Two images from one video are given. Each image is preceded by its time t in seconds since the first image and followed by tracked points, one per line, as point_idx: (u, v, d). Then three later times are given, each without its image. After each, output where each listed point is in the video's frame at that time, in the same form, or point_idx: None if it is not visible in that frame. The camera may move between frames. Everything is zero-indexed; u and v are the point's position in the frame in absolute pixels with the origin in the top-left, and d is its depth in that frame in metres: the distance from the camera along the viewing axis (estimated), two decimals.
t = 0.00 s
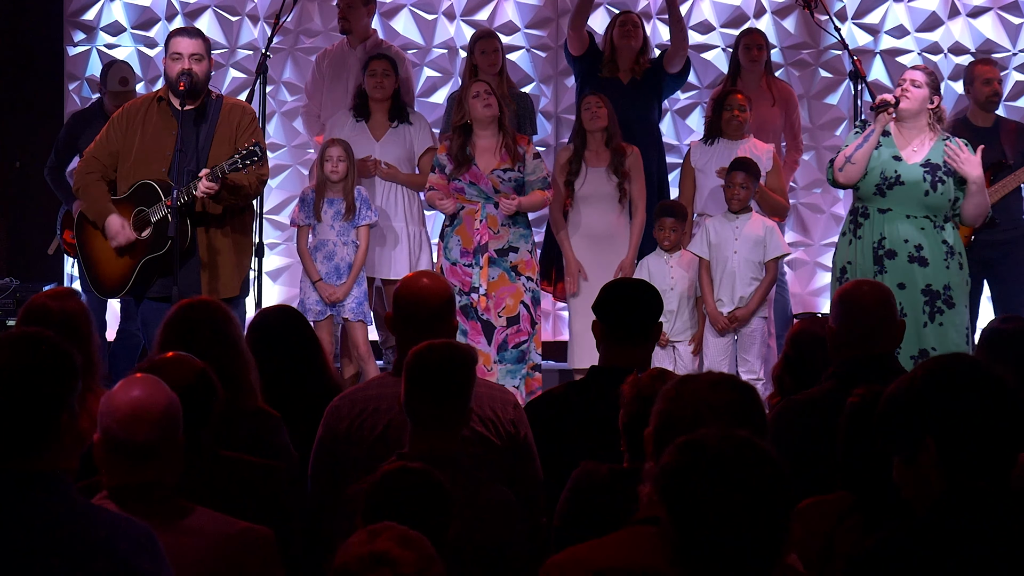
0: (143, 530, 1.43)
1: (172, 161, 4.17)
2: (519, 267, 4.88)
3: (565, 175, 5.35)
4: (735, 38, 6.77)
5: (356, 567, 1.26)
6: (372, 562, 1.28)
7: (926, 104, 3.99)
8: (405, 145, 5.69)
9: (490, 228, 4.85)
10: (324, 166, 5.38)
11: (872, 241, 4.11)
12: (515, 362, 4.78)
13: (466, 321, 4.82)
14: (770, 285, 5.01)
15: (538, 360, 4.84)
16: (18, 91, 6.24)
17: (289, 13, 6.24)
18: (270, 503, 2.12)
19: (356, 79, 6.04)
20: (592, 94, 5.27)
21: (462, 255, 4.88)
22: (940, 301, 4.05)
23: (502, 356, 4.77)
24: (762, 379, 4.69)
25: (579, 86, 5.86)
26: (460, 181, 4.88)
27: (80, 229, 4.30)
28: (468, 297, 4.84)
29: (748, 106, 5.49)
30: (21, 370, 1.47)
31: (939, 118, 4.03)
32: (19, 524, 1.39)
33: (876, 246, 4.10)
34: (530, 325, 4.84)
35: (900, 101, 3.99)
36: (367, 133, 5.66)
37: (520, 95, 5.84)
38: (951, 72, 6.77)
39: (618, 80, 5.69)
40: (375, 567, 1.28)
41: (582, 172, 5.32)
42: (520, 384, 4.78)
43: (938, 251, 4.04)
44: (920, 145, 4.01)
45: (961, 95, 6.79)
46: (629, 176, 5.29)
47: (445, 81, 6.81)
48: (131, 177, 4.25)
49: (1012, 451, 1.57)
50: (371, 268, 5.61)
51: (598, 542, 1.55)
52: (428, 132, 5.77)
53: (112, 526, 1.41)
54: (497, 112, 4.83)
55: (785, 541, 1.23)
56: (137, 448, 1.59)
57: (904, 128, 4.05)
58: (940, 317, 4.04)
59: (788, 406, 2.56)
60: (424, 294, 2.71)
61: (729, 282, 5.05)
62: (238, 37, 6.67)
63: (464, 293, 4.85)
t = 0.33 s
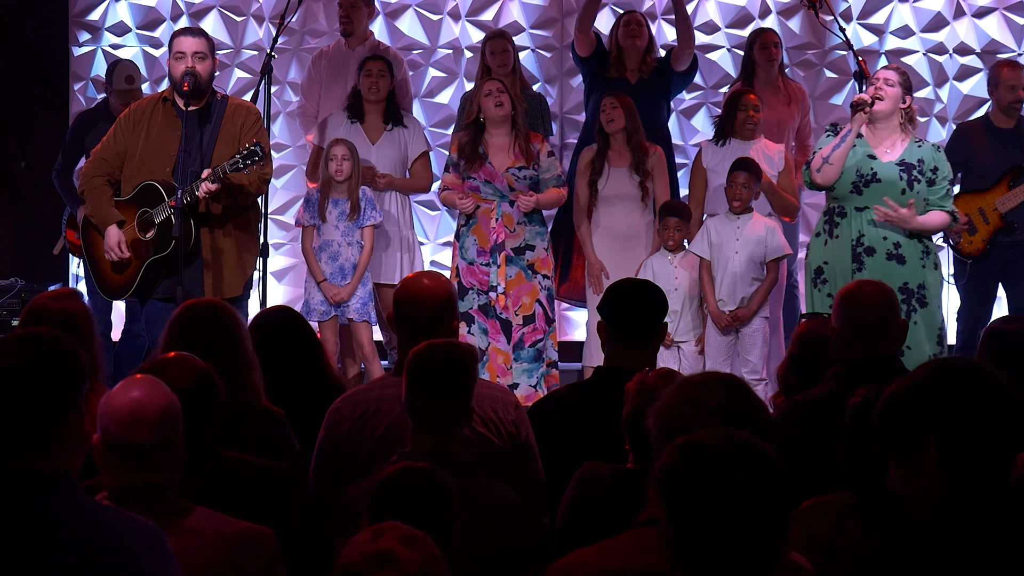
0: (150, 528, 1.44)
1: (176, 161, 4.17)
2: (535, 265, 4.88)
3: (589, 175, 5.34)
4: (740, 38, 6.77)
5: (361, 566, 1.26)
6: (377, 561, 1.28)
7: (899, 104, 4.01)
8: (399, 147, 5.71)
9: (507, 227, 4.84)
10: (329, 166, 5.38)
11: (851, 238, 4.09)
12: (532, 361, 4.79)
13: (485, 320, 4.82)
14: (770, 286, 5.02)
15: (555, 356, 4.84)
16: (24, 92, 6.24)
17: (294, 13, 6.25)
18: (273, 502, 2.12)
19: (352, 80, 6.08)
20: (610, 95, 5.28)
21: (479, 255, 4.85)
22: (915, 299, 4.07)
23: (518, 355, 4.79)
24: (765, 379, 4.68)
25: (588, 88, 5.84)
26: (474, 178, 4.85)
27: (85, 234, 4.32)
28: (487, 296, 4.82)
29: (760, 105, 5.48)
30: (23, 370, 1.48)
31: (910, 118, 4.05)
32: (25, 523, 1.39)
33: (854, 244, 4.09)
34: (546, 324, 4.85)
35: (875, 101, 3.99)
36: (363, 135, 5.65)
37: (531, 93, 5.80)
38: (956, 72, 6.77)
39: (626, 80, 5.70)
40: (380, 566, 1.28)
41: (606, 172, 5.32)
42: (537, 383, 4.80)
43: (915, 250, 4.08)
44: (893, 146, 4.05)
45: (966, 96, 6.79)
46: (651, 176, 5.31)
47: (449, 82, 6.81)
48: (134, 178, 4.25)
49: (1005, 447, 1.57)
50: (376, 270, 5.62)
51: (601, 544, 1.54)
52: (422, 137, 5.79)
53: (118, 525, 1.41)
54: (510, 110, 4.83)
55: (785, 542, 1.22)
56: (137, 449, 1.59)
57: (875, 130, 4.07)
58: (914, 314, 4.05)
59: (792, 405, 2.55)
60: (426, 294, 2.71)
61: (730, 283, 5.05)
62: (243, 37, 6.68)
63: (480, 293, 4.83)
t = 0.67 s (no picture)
0: (160, 526, 1.44)
1: (182, 162, 4.17)
2: (549, 265, 4.84)
3: (607, 175, 5.34)
4: (747, 38, 6.76)
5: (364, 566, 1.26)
6: (380, 560, 1.28)
7: (883, 103, 4.01)
8: (407, 146, 5.71)
9: (519, 226, 4.82)
10: (335, 165, 5.39)
11: (839, 240, 4.10)
12: (542, 360, 4.79)
13: (498, 320, 4.82)
14: (772, 285, 5.00)
15: (567, 356, 4.83)
16: (32, 92, 6.26)
17: (300, 13, 6.25)
18: (277, 501, 2.12)
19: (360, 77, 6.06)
20: (630, 95, 5.27)
21: (493, 255, 4.85)
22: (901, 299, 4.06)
23: (532, 355, 4.78)
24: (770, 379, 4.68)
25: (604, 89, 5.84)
26: (488, 179, 4.84)
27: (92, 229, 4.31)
28: (500, 296, 4.83)
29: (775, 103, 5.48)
30: (32, 369, 1.47)
31: (894, 117, 4.04)
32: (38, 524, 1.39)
33: (842, 246, 4.10)
34: (556, 324, 4.84)
35: (862, 101, 3.97)
36: (371, 134, 5.66)
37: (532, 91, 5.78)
38: (962, 72, 6.75)
39: (642, 80, 5.69)
40: (383, 565, 1.28)
41: (623, 172, 5.32)
42: (545, 381, 4.81)
43: (904, 251, 4.08)
44: (880, 146, 4.03)
45: (974, 95, 6.76)
46: (669, 177, 5.29)
47: (456, 82, 6.81)
48: (141, 177, 4.26)
49: (1010, 447, 1.57)
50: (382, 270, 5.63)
51: (605, 548, 1.53)
52: (429, 135, 5.77)
53: (129, 524, 1.41)
54: (523, 109, 4.75)
55: (787, 543, 1.23)
56: (139, 449, 1.58)
57: (861, 128, 4.06)
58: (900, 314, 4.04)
59: (797, 405, 2.55)
60: (430, 294, 2.71)
61: (730, 283, 5.04)
62: (249, 37, 6.69)
63: (494, 293, 4.85)
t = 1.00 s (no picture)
0: (171, 525, 1.44)
1: (188, 162, 4.18)
2: (552, 268, 4.81)
3: (610, 176, 5.30)
4: (753, 38, 6.75)
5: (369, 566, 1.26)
6: (385, 560, 1.28)
7: (876, 103, 3.99)
8: (426, 144, 5.73)
9: (522, 229, 4.81)
10: (341, 165, 5.39)
11: (841, 243, 4.08)
12: (543, 363, 4.77)
13: (497, 323, 4.83)
14: (775, 284, 5.01)
15: (572, 361, 4.78)
16: (38, 93, 6.27)
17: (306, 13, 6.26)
18: (281, 503, 2.12)
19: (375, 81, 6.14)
20: (639, 95, 5.21)
21: (498, 257, 4.88)
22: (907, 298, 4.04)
23: (534, 357, 4.76)
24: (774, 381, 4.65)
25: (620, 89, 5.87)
26: (496, 182, 4.91)
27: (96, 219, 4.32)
28: (502, 298, 4.85)
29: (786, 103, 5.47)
30: (42, 368, 1.44)
31: (887, 117, 4.04)
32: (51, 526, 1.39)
33: (844, 248, 4.08)
34: (560, 327, 4.80)
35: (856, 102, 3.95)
36: (389, 134, 5.66)
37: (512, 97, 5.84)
38: (968, 72, 6.73)
39: (657, 80, 5.68)
40: (387, 566, 1.27)
41: (628, 173, 5.27)
42: (546, 384, 4.76)
43: (906, 252, 4.06)
44: (875, 146, 4.03)
45: (979, 96, 6.75)
46: (675, 179, 5.24)
47: (462, 82, 6.81)
48: (147, 177, 4.26)
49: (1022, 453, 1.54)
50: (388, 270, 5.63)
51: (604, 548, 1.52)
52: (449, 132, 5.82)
53: (138, 525, 1.41)
54: (534, 113, 4.79)
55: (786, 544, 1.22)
56: (139, 449, 1.58)
57: (855, 128, 4.05)
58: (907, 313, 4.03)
59: (801, 405, 2.55)
60: (432, 295, 2.70)
61: (731, 284, 5.04)
62: (255, 37, 6.71)
63: (498, 295, 4.86)
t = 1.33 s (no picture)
0: (178, 525, 1.43)
1: (194, 161, 4.18)
2: (557, 270, 4.80)
3: (606, 171, 5.34)
4: (760, 39, 6.74)
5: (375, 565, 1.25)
6: (392, 559, 1.27)
7: (885, 100, 4.00)
8: (447, 144, 5.63)
9: (528, 230, 4.83)
10: (348, 166, 5.39)
11: (854, 241, 4.04)
12: (549, 365, 4.71)
13: (501, 323, 4.85)
14: (780, 285, 4.99)
15: (583, 363, 4.72)
16: (44, 93, 6.28)
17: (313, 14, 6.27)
18: (285, 504, 2.11)
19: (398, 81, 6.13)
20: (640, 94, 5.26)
21: (503, 256, 4.89)
22: (921, 293, 4.01)
23: (534, 359, 4.72)
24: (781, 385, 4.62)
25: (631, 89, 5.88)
26: (502, 180, 4.89)
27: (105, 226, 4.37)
28: (505, 298, 4.86)
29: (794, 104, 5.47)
30: (49, 370, 1.45)
31: (897, 113, 4.04)
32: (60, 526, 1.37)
33: (857, 246, 4.04)
34: (567, 329, 4.75)
35: (865, 100, 3.97)
36: (408, 135, 5.62)
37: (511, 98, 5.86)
38: (976, 73, 6.71)
39: (666, 80, 5.67)
40: (395, 565, 1.27)
41: (622, 170, 5.31)
42: (553, 387, 4.70)
43: (919, 246, 4.03)
44: (885, 142, 4.03)
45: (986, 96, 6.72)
46: (670, 180, 5.27)
47: (469, 83, 6.81)
48: (154, 177, 4.27)
49: None
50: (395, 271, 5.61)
51: (593, 544, 1.54)
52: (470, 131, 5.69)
53: (145, 525, 1.40)
54: (545, 114, 4.81)
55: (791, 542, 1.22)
56: (144, 450, 1.58)
57: (865, 127, 4.04)
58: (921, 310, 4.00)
59: (807, 406, 2.54)
60: (438, 297, 2.71)
61: (736, 284, 5.03)
62: (262, 38, 6.72)
63: (501, 295, 4.88)
